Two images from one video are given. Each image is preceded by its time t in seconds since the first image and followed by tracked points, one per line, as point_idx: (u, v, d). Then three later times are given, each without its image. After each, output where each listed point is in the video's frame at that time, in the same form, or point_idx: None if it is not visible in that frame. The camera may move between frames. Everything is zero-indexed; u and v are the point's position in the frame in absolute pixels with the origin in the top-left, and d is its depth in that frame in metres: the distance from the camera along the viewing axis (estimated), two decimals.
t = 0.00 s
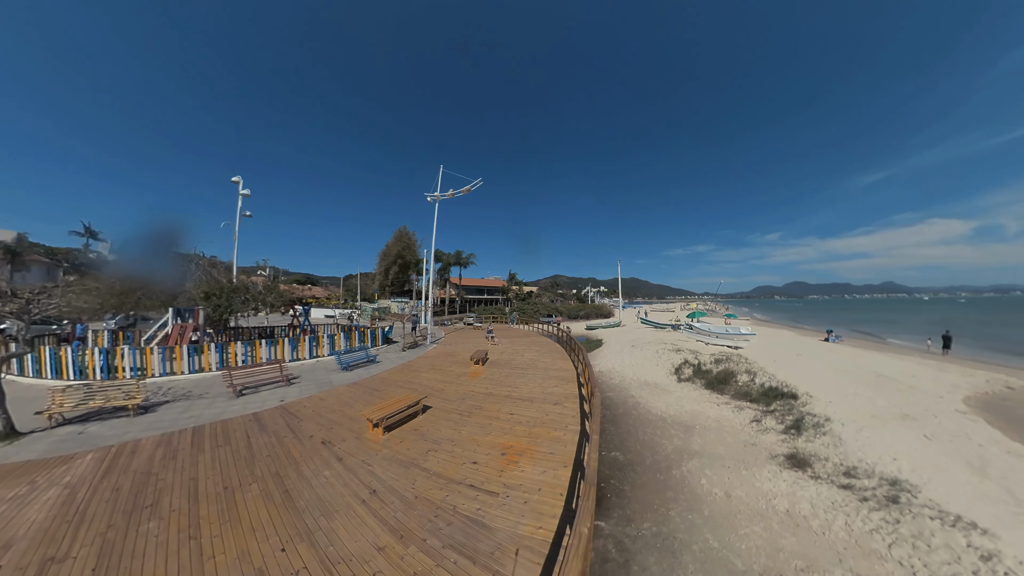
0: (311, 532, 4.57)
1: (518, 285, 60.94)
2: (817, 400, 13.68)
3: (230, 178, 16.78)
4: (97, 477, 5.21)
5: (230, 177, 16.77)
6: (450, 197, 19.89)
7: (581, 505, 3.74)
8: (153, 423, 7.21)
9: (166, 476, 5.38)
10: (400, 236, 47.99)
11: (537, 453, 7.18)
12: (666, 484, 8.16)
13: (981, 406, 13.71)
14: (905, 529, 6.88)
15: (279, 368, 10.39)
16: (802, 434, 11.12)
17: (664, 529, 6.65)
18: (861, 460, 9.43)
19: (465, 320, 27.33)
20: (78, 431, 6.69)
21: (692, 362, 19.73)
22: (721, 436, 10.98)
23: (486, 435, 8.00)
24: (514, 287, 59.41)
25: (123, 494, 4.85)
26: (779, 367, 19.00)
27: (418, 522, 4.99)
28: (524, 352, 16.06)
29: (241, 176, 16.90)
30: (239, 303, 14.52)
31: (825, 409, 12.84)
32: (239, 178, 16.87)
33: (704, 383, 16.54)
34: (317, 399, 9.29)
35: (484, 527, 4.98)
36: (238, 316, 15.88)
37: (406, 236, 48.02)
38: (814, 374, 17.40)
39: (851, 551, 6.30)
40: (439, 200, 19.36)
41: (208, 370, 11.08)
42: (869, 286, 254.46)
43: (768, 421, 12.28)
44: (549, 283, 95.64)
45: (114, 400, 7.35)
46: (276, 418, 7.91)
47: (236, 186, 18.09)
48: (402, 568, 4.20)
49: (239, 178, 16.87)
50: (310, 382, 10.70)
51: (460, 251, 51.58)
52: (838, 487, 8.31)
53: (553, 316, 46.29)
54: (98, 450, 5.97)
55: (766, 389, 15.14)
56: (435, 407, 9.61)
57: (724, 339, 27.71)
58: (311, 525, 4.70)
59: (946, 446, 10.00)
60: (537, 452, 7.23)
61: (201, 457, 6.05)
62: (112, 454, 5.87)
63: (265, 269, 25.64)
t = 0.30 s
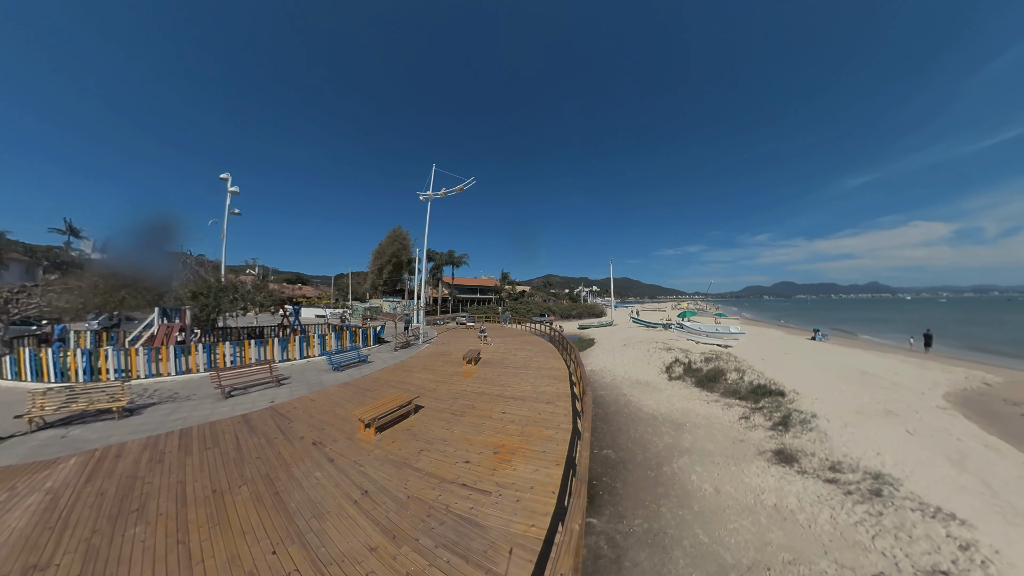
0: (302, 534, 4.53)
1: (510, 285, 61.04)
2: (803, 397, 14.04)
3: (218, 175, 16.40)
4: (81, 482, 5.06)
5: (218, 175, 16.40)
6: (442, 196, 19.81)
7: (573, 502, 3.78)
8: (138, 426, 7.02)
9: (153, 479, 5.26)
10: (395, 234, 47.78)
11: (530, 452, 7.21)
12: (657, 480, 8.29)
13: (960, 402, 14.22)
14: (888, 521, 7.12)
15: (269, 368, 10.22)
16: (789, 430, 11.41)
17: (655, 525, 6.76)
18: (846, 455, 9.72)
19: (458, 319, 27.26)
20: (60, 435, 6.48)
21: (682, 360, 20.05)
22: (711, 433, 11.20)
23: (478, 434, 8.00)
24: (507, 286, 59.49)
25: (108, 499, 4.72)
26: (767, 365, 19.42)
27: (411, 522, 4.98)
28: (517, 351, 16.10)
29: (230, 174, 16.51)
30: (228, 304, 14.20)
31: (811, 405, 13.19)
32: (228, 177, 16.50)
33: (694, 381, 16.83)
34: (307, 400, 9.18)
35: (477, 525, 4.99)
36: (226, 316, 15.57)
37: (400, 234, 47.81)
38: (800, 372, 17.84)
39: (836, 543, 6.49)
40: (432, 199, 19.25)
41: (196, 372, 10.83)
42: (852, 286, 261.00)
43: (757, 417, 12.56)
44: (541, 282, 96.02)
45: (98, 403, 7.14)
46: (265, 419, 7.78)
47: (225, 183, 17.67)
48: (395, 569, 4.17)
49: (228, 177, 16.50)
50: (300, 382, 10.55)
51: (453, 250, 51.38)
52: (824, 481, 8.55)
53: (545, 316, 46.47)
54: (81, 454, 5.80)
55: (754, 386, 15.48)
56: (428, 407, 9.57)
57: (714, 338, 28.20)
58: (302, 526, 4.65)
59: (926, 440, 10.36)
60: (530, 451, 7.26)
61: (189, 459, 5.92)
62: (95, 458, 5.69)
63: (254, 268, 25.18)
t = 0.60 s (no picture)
0: (292, 537, 4.46)
1: (503, 284, 61.01)
2: (791, 394, 14.36)
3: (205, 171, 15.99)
4: (62, 488, 4.89)
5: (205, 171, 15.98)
6: (435, 195, 19.67)
7: (565, 500, 3.80)
8: (122, 429, 6.84)
9: (137, 484, 5.12)
10: (388, 234, 47.27)
11: (522, 451, 7.23)
12: (648, 477, 8.40)
13: (940, 398, 14.70)
14: (872, 514, 7.34)
15: (258, 369, 10.04)
16: (778, 427, 11.67)
17: (646, 521, 6.85)
18: (832, 451, 9.98)
19: (450, 319, 27.13)
20: (39, 439, 6.25)
21: (673, 359, 20.32)
22: (702, 430, 11.39)
23: (470, 434, 7.99)
24: (500, 286, 59.45)
25: (91, 505, 4.59)
26: (756, 363, 19.81)
27: (403, 522, 4.95)
28: (510, 351, 16.10)
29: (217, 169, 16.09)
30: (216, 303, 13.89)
31: (798, 402, 13.51)
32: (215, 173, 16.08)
33: (685, 380, 17.08)
34: (298, 401, 9.05)
35: (470, 525, 4.98)
36: (214, 315, 15.25)
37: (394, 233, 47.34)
38: (787, 370, 18.24)
39: (823, 537, 6.67)
40: (424, 198, 19.13)
41: (182, 373, 10.59)
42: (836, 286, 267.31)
43: (746, 415, 12.82)
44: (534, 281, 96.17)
45: (80, 406, 6.92)
46: (254, 421, 7.65)
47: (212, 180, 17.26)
48: (387, 570, 4.14)
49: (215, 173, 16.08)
50: (290, 383, 10.39)
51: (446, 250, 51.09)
52: (811, 476, 8.77)
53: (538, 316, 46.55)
54: (62, 459, 5.61)
55: (744, 384, 15.80)
56: (420, 407, 9.51)
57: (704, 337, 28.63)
58: (292, 529, 4.58)
59: (908, 436, 10.69)
60: (522, 450, 7.28)
61: (176, 463, 5.78)
62: (77, 463, 5.52)
63: (243, 267, 24.74)
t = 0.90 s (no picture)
0: (284, 541, 4.40)
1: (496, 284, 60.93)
2: (780, 391, 14.68)
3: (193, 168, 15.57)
4: (42, 496, 4.72)
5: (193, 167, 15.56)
6: (427, 193, 19.50)
7: (560, 499, 3.83)
8: (106, 433, 6.63)
9: (122, 490, 4.97)
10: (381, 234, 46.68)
11: (516, 451, 7.24)
12: (642, 475, 8.49)
13: (922, 394, 15.19)
14: (859, 507, 7.56)
15: (247, 370, 9.85)
16: (767, 424, 11.92)
17: (640, 519, 6.93)
18: (820, 446, 10.25)
19: (443, 319, 26.99)
20: (18, 445, 6.02)
21: (665, 358, 20.58)
22: (693, 428, 11.58)
23: (464, 434, 7.97)
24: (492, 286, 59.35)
25: (73, 513, 4.44)
26: (746, 362, 20.20)
27: (397, 524, 4.92)
28: (503, 350, 16.10)
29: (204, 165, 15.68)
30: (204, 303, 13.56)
31: (787, 400, 13.82)
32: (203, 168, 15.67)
33: (676, 378, 17.32)
34: (288, 402, 8.91)
35: (464, 526, 4.97)
36: (201, 316, 14.92)
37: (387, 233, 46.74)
38: (776, 368, 18.64)
39: (812, 530, 6.85)
40: (417, 197, 18.97)
41: (168, 375, 10.33)
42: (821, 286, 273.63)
43: (736, 412, 13.07)
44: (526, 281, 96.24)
45: (61, 410, 6.68)
46: (244, 424, 7.50)
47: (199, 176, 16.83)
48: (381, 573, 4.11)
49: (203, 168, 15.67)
50: (280, 385, 10.21)
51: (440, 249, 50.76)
52: (800, 471, 8.99)
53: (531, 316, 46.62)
54: (42, 466, 5.42)
55: (734, 382, 16.09)
56: (412, 408, 9.45)
57: (695, 336, 29.05)
58: (284, 534, 4.51)
59: (893, 431, 11.03)
60: (516, 449, 7.30)
61: (162, 468, 5.63)
62: (59, 470, 5.34)
63: (232, 266, 24.29)
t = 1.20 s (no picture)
0: (277, 547, 4.33)
1: (488, 284, 60.82)
2: (770, 389, 14.99)
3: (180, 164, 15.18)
4: (21, 505, 4.55)
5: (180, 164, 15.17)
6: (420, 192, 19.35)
7: (557, 498, 3.86)
8: (89, 439, 6.43)
9: (107, 498, 4.83)
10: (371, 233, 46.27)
11: (511, 451, 7.26)
12: (636, 473, 8.59)
13: (905, 391, 15.67)
14: (847, 501, 7.78)
15: (236, 372, 9.65)
16: (757, 421, 12.18)
17: (634, 516, 7.01)
18: (808, 442, 10.51)
19: (435, 319, 26.84)
20: None
21: (657, 356, 20.83)
22: (686, 426, 11.76)
23: (459, 435, 7.95)
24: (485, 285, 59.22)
25: (55, 522, 4.30)
26: (736, 360, 20.56)
27: (393, 527, 4.89)
28: (496, 350, 16.09)
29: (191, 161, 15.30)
30: (190, 303, 13.26)
31: (776, 397, 14.13)
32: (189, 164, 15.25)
33: (669, 377, 17.55)
34: (280, 404, 8.77)
35: (460, 527, 4.97)
36: (189, 316, 14.59)
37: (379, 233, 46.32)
38: (764, 366, 19.05)
39: (803, 524, 7.03)
40: (409, 196, 18.81)
41: (154, 377, 10.08)
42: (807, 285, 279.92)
43: (727, 410, 13.32)
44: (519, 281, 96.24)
45: (42, 414, 6.46)
46: (234, 427, 7.36)
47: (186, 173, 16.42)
48: None
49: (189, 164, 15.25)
50: (270, 386, 10.03)
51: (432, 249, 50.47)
52: (790, 467, 9.20)
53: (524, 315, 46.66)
54: (21, 473, 5.22)
55: (725, 380, 16.38)
56: (406, 408, 9.39)
57: (686, 335, 29.44)
58: (277, 539, 4.44)
59: (878, 427, 11.36)
60: (511, 449, 7.31)
61: (148, 473, 5.49)
62: (39, 477, 5.15)
63: (220, 266, 23.80)
